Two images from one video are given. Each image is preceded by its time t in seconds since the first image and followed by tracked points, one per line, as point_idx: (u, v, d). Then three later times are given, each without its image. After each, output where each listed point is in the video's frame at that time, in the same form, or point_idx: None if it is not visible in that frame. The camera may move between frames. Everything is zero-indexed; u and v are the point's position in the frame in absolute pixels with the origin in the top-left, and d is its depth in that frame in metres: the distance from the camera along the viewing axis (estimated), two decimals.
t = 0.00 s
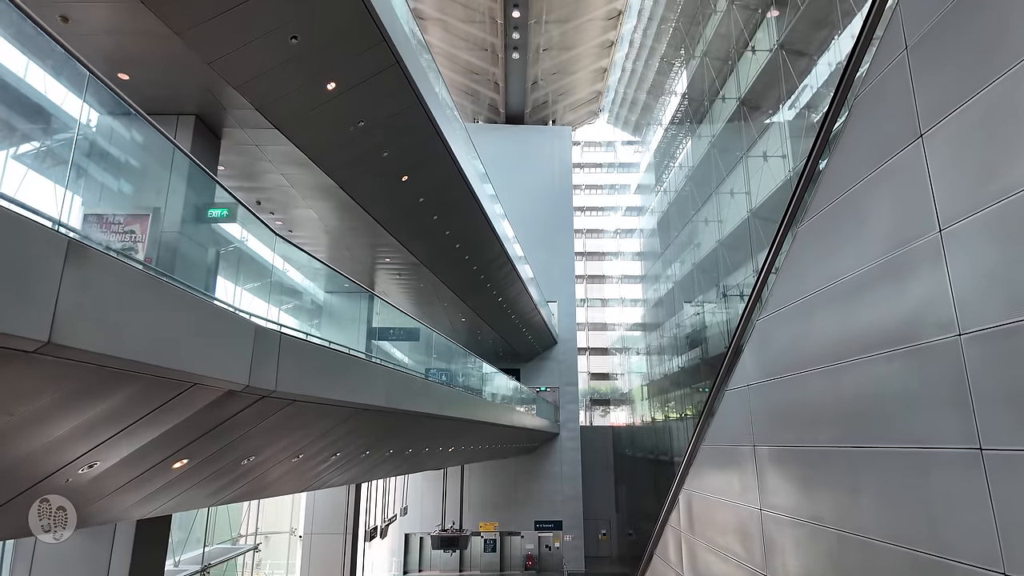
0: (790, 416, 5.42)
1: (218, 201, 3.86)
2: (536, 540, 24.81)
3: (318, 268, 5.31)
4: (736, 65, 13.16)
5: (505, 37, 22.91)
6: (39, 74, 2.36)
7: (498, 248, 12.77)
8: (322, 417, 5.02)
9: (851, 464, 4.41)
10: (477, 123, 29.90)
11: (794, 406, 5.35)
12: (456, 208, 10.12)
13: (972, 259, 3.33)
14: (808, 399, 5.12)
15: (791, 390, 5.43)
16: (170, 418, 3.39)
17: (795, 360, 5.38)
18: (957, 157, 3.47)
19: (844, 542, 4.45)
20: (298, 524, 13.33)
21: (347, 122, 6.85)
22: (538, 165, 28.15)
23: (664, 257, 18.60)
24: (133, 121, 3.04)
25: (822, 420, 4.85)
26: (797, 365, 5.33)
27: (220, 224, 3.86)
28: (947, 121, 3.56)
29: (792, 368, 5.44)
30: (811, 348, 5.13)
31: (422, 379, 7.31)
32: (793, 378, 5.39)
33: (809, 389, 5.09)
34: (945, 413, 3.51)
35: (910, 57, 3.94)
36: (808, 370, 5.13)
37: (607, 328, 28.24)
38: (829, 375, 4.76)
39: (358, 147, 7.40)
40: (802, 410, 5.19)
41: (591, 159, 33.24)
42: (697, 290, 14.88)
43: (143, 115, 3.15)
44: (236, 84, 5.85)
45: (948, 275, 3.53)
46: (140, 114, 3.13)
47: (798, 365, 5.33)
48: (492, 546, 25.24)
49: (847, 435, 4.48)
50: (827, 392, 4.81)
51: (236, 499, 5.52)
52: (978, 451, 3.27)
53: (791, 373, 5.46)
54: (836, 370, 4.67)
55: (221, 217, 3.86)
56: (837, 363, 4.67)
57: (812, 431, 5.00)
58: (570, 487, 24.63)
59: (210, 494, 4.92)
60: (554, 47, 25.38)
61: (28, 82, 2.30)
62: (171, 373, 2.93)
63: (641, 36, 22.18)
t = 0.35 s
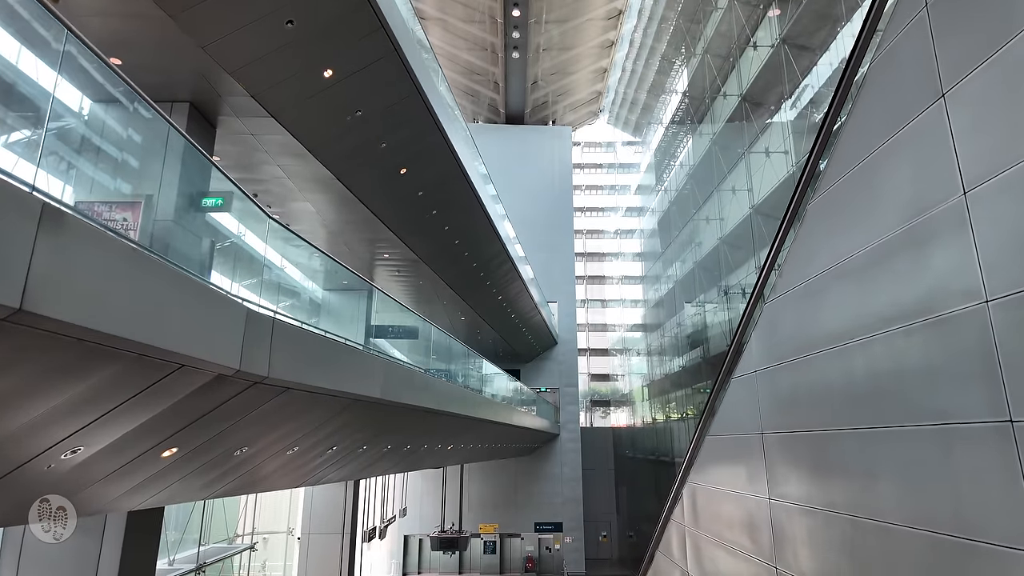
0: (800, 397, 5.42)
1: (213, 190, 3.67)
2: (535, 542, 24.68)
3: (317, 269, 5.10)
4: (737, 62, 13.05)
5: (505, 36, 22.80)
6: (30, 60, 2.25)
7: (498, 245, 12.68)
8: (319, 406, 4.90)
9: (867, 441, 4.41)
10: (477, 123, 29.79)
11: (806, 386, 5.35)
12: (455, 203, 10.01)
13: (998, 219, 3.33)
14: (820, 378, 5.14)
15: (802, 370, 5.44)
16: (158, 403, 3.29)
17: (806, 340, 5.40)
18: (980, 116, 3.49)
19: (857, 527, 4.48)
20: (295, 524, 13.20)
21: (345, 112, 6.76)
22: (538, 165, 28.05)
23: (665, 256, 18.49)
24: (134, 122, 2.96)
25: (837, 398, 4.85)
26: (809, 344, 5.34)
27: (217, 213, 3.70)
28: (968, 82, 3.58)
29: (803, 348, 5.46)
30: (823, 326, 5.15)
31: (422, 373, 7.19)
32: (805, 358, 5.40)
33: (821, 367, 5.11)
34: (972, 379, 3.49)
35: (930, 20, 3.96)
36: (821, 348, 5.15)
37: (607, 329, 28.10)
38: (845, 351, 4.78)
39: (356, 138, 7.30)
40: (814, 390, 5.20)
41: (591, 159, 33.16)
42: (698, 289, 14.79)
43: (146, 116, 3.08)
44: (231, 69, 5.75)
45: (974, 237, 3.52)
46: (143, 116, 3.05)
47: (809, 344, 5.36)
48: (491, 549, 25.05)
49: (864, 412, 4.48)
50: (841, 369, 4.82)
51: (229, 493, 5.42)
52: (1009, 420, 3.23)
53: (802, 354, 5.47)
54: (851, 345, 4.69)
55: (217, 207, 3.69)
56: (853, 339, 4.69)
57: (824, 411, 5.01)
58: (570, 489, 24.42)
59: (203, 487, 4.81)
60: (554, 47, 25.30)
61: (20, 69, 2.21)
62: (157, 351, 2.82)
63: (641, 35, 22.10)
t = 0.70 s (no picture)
0: (813, 376, 5.17)
1: (206, 175, 3.53)
2: (536, 540, 24.61)
3: (315, 265, 4.96)
4: (739, 55, 12.92)
5: (505, 32, 22.67)
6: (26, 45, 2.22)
7: (497, 238, 12.55)
8: (315, 391, 4.76)
9: (884, 419, 4.15)
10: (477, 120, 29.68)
11: (819, 365, 5.09)
12: (455, 194, 9.89)
13: None
14: (833, 356, 4.86)
15: (814, 350, 5.18)
16: (144, 384, 3.18)
17: (818, 317, 5.13)
18: (1009, 65, 3.17)
19: (868, 509, 4.27)
20: (293, 521, 13.08)
21: (341, 97, 6.63)
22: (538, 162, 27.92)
23: (665, 253, 18.39)
24: (131, 118, 2.86)
25: (851, 376, 4.58)
26: (821, 322, 5.06)
27: (210, 199, 3.57)
28: (995, 30, 3.27)
29: (815, 326, 5.18)
30: (835, 301, 4.87)
31: (422, 365, 7.07)
32: (817, 336, 5.13)
33: (834, 345, 4.84)
34: (1000, 350, 3.20)
35: None
36: (834, 325, 4.87)
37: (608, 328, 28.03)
38: (859, 327, 4.50)
39: (354, 125, 7.17)
40: (828, 369, 4.94)
41: (592, 157, 33.03)
42: (700, 285, 14.65)
43: (143, 113, 2.98)
44: (224, 52, 5.66)
45: (1003, 197, 3.19)
46: (140, 112, 2.94)
47: (821, 321, 5.08)
48: (492, 547, 25.00)
49: (879, 389, 4.22)
50: (856, 345, 4.54)
51: (222, 483, 5.30)
52: None
53: (813, 332, 5.20)
54: (864, 320, 4.41)
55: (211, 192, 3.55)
56: (867, 313, 4.41)
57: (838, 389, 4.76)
58: (570, 488, 24.27)
59: (194, 476, 4.70)
60: (554, 43, 25.21)
61: (11, 52, 2.16)
62: (141, 325, 2.72)
63: (641, 32, 21.99)
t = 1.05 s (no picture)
0: (827, 350, 5.00)
1: (201, 159, 3.40)
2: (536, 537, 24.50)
3: (315, 252, 4.83)
4: (741, 46, 12.77)
5: (505, 25, 22.49)
6: (18, 25, 2.11)
7: (498, 229, 12.42)
8: (310, 375, 4.63)
9: (903, 389, 4.00)
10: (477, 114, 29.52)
11: (833, 338, 4.92)
12: (455, 183, 9.76)
13: None
14: (849, 328, 4.69)
15: (828, 322, 5.01)
16: (131, 360, 3.07)
17: (833, 288, 4.95)
18: None
19: (879, 481, 4.20)
20: (290, 515, 12.96)
21: (339, 79, 6.51)
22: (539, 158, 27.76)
23: (666, 248, 18.28)
24: (126, 114, 2.77)
25: (869, 346, 4.41)
26: (836, 293, 4.89)
27: (206, 182, 3.45)
28: None
29: (829, 298, 5.01)
30: (851, 269, 4.70)
31: (422, 354, 6.96)
32: (832, 307, 4.94)
33: (850, 315, 4.67)
34: None
35: None
36: (850, 294, 4.70)
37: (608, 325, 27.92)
38: (877, 295, 4.32)
39: (352, 110, 7.06)
40: (843, 341, 4.77)
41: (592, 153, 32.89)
42: (701, 279, 14.54)
43: (140, 109, 2.88)
44: (218, 30, 5.55)
45: None
46: (136, 107, 2.84)
47: (836, 292, 4.91)
48: (491, 543, 24.38)
49: (901, 359, 4.05)
50: (873, 314, 4.37)
51: (214, 470, 5.19)
52: None
53: (827, 305, 5.03)
54: (883, 287, 4.24)
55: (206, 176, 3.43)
56: (885, 279, 4.24)
57: (856, 362, 4.58)
58: (570, 484, 24.16)
59: (187, 461, 4.60)
60: (554, 37, 25.09)
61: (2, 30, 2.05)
62: (127, 293, 2.61)
63: (642, 26, 21.86)
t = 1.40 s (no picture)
0: (839, 319, 4.63)
1: (197, 136, 3.27)
2: (536, 527, 24.52)
3: (314, 234, 4.70)
4: (745, 31, 12.59)
5: (505, 13, 22.20)
6: None
7: (498, 216, 12.29)
8: (307, 352, 4.52)
9: (920, 354, 3.68)
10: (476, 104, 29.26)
11: (846, 306, 4.55)
12: (455, 167, 9.63)
13: None
14: (864, 294, 4.33)
15: (840, 289, 4.63)
16: (120, 329, 2.97)
17: (845, 253, 4.58)
18: None
19: (872, 451, 4.11)
20: (290, 504, 12.88)
21: (335, 56, 6.36)
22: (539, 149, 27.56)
23: (667, 239, 18.15)
24: (119, 103, 2.66)
25: (886, 312, 4.05)
26: (849, 258, 4.52)
27: (200, 160, 3.31)
28: None
29: (842, 264, 4.64)
30: (866, 232, 4.33)
31: (421, 337, 6.85)
32: (844, 274, 4.58)
33: (865, 281, 4.29)
34: None
35: None
36: (864, 258, 4.33)
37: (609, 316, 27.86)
38: (892, 258, 3.99)
39: (350, 88, 6.92)
40: (858, 309, 4.39)
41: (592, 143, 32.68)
42: (703, 269, 14.42)
43: (133, 99, 2.76)
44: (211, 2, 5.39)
45: None
46: (130, 97, 2.74)
47: (849, 257, 4.54)
48: (492, 533, 24.51)
49: (918, 325, 3.72)
50: (890, 278, 4.00)
51: (210, 451, 5.10)
52: None
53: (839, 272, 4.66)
54: (899, 249, 3.91)
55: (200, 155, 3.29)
56: (904, 238, 3.89)
57: (869, 329, 4.23)
58: (571, 474, 24.16)
59: (180, 441, 4.50)
60: (554, 26, 24.83)
61: None
62: (112, 257, 2.50)
63: (643, 15, 21.64)
